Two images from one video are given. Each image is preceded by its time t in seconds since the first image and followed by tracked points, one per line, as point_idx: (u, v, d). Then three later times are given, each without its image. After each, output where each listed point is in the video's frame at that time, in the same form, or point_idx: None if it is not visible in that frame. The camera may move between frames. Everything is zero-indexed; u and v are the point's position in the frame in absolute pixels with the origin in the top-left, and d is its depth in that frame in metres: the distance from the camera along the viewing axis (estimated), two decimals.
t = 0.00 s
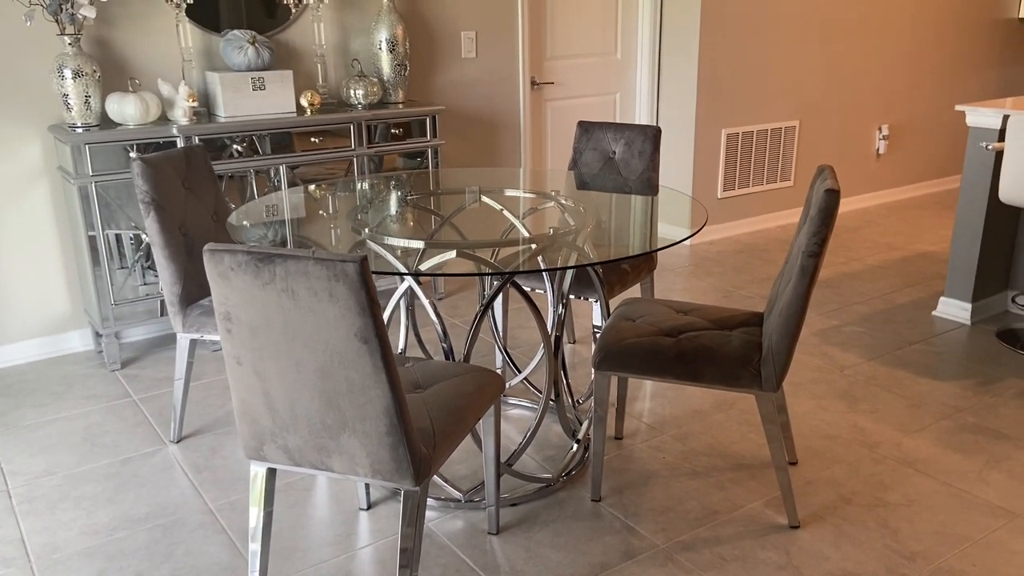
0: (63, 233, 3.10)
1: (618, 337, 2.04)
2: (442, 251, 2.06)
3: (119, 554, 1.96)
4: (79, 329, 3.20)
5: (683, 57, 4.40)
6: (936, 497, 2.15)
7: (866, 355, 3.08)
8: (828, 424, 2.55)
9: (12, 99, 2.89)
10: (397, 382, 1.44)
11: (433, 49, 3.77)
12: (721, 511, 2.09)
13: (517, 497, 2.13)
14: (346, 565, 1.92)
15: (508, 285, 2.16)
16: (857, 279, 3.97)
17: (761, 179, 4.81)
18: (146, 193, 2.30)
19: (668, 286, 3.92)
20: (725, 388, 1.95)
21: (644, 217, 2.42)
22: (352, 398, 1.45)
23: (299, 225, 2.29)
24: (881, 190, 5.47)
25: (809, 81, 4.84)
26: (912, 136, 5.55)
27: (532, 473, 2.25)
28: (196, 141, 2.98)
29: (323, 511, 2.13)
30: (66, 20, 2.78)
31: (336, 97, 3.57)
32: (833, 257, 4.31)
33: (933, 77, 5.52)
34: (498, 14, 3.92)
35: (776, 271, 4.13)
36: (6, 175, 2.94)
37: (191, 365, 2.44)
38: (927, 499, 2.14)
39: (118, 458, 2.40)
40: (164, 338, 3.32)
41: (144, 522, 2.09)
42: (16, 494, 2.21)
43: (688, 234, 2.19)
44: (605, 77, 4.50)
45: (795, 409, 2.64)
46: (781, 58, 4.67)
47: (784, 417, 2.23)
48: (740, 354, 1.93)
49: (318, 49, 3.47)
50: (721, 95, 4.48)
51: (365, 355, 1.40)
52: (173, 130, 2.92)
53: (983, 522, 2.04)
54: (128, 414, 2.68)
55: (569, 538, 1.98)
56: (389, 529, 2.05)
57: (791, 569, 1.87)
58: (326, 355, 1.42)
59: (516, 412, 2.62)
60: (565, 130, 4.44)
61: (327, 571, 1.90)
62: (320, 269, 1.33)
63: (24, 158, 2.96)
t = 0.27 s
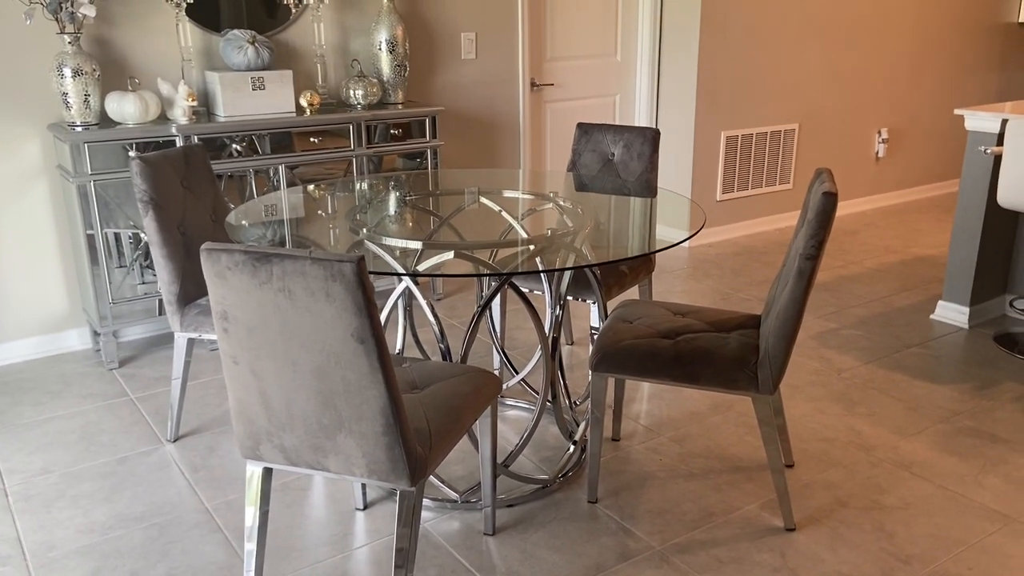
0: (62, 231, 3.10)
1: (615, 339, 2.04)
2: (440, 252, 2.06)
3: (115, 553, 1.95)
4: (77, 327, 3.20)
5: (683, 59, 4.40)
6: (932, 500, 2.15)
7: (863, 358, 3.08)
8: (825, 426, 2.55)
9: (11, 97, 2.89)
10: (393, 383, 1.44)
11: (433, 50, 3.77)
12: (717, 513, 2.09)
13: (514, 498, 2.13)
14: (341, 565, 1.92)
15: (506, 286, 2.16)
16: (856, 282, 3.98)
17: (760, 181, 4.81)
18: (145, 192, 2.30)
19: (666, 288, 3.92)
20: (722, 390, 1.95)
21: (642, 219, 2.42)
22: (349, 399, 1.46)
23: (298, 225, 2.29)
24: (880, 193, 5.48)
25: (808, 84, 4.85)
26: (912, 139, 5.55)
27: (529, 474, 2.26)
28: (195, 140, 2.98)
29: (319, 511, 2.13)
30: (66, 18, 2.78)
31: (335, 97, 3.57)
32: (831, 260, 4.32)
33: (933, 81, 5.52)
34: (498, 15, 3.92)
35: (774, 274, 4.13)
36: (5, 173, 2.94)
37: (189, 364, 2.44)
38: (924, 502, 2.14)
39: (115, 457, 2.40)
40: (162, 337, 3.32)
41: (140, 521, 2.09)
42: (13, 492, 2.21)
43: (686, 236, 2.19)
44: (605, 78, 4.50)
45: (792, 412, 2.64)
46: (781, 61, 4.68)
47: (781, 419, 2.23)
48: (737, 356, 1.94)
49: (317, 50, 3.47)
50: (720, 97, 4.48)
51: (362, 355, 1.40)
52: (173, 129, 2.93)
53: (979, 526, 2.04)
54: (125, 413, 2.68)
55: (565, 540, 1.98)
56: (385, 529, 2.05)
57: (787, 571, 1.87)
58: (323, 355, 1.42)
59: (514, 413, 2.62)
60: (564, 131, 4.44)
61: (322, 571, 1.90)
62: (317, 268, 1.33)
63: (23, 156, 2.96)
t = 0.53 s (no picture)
0: (62, 229, 3.10)
1: (613, 341, 2.04)
2: (438, 252, 2.05)
3: (111, 552, 1.95)
4: (76, 326, 3.20)
5: (685, 62, 4.40)
6: (930, 505, 2.14)
7: (863, 362, 3.07)
8: (823, 430, 2.54)
9: (13, 95, 2.89)
10: (388, 383, 1.43)
11: (435, 51, 3.77)
12: (714, 517, 2.08)
13: (510, 500, 2.12)
14: (336, 566, 1.91)
15: (505, 287, 2.16)
16: (857, 285, 3.97)
17: (761, 184, 4.81)
18: (143, 191, 2.30)
19: (666, 291, 3.92)
20: (719, 393, 1.95)
21: (642, 221, 2.41)
22: (344, 399, 1.45)
23: (297, 225, 2.29)
24: (882, 197, 5.47)
25: (810, 87, 4.84)
26: (914, 143, 5.54)
27: (526, 476, 2.25)
28: (196, 140, 2.98)
29: (315, 511, 2.12)
30: (67, 17, 2.79)
31: (336, 97, 3.57)
32: (832, 264, 4.31)
33: (935, 85, 5.51)
34: (500, 16, 3.92)
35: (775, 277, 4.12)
36: (6, 171, 2.94)
37: (186, 363, 2.44)
38: (922, 507, 2.13)
39: (112, 455, 2.40)
40: (161, 336, 3.32)
41: (136, 520, 2.08)
42: (9, 490, 2.21)
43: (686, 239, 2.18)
44: (607, 80, 4.50)
45: (791, 416, 2.63)
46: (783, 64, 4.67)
47: (779, 423, 2.22)
48: (735, 359, 1.93)
49: (319, 50, 3.47)
50: (722, 100, 4.47)
51: (357, 356, 1.40)
52: (173, 128, 2.93)
53: (976, 531, 2.03)
54: (123, 412, 2.67)
55: (561, 542, 1.98)
56: (380, 530, 2.04)
57: None
58: (318, 355, 1.42)
59: (511, 415, 2.62)
60: (565, 133, 4.44)
61: (318, 571, 1.89)
62: (313, 268, 1.33)
63: (23, 154, 2.96)
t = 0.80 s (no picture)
0: (61, 228, 3.11)
1: (608, 344, 2.03)
2: (433, 254, 2.05)
3: (103, 552, 1.95)
4: (75, 325, 3.20)
5: (687, 65, 4.38)
6: (927, 512, 2.13)
7: (862, 367, 3.06)
8: (821, 436, 2.53)
9: (13, 94, 2.90)
10: (377, 386, 1.43)
11: (436, 52, 3.76)
12: (708, 522, 2.07)
13: (503, 504, 2.12)
14: (328, 567, 1.91)
15: (500, 290, 2.15)
16: (858, 290, 3.95)
17: (764, 188, 4.79)
18: (140, 190, 2.30)
19: (666, 294, 3.90)
20: (714, 398, 1.93)
21: (640, 224, 2.40)
22: (333, 401, 1.45)
23: (295, 226, 2.29)
24: (885, 202, 5.45)
25: (813, 90, 4.83)
26: (918, 148, 5.52)
27: (520, 479, 2.24)
28: (195, 139, 2.98)
29: (308, 513, 2.12)
30: (67, 16, 2.79)
31: (337, 98, 3.57)
32: (834, 268, 4.29)
33: (940, 89, 5.49)
34: (502, 18, 3.92)
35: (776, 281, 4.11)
36: (6, 169, 2.94)
37: (182, 363, 2.44)
38: (918, 515, 2.12)
39: (107, 455, 2.40)
40: (159, 335, 3.32)
41: (129, 519, 2.08)
42: (3, 489, 2.21)
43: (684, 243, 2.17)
44: (610, 83, 4.49)
45: (788, 421, 2.62)
46: (786, 67, 4.66)
47: (775, 428, 2.21)
48: (729, 364, 1.92)
49: (320, 50, 3.47)
50: (725, 103, 4.46)
51: (346, 358, 1.39)
52: (172, 128, 2.92)
53: (973, 539, 2.02)
54: (120, 411, 2.67)
55: (554, 546, 1.97)
56: (373, 533, 2.03)
57: None
58: (307, 357, 1.42)
59: (507, 418, 2.61)
60: (567, 135, 4.43)
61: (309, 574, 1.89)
62: (302, 270, 1.32)
63: (23, 153, 2.96)
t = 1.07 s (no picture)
0: (65, 226, 3.12)
1: (606, 346, 2.02)
2: (433, 254, 2.04)
3: (99, 549, 1.95)
4: (78, 322, 3.21)
5: (693, 67, 4.37)
6: (928, 518, 2.11)
7: (866, 372, 3.03)
8: (822, 440, 2.51)
9: (18, 92, 2.91)
10: (370, 386, 1.42)
11: (441, 52, 3.76)
12: (706, 526, 2.06)
13: (501, 505, 2.11)
14: (324, 568, 1.90)
15: (500, 290, 2.14)
16: (863, 293, 3.93)
17: (770, 190, 4.77)
18: (141, 189, 2.30)
19: (670, 296, 3.89)
20: (712, 401, 1.92)
21: (642, 225, 2.39)
22: (325, 401, 1.44)
23: (295, 225, 2.28)
24: (893, 205, 5.42)
25: (821, 92, 4.80)
26: (926, 151, 5.49)
27: (518, 480, 2.24)
28: (199, 138, 2.99)
29: (305, 513, 2.11)
30: (72, 14, 2.80)
31: (341, 98, 3.57)
32: (840, 271, 4.27)
33: (948, 92, 5.46)
34: (507, 19, 3.91)
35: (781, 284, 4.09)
36: (10, 167, 2.95)
37: (182, 361, 2.44)
38: (919, 520, 2.10)
39: (106, 452, 2.40)
40: (162, 333, 3.32)
41: (127, 517, 2.08)
42: (2, 486, 2.22)
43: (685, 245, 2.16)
44: (615, 84, 4.47)
45: (790, 425, 2.60)
46: (794, 69, 4.63)
47: (775, 432, 2.19)
48: (728, 367, 1.91)
49: (324, 50, 3.47)
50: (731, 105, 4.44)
51: (339, 358, 1.39)
52: (175, 126, 2.93)
53: (974, 546, 2.00)
54: (120, 409, 2.68)
55: (550, 549, 1.96)
56: (370, 533, 2.03)
57: None
58: (300, 356, 1.41)
59: (506, 419, 2.60)
60: (572, 136, 4.42)
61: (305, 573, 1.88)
62: (294, 269, 1.32)
63: (27, 150, 2.97)
